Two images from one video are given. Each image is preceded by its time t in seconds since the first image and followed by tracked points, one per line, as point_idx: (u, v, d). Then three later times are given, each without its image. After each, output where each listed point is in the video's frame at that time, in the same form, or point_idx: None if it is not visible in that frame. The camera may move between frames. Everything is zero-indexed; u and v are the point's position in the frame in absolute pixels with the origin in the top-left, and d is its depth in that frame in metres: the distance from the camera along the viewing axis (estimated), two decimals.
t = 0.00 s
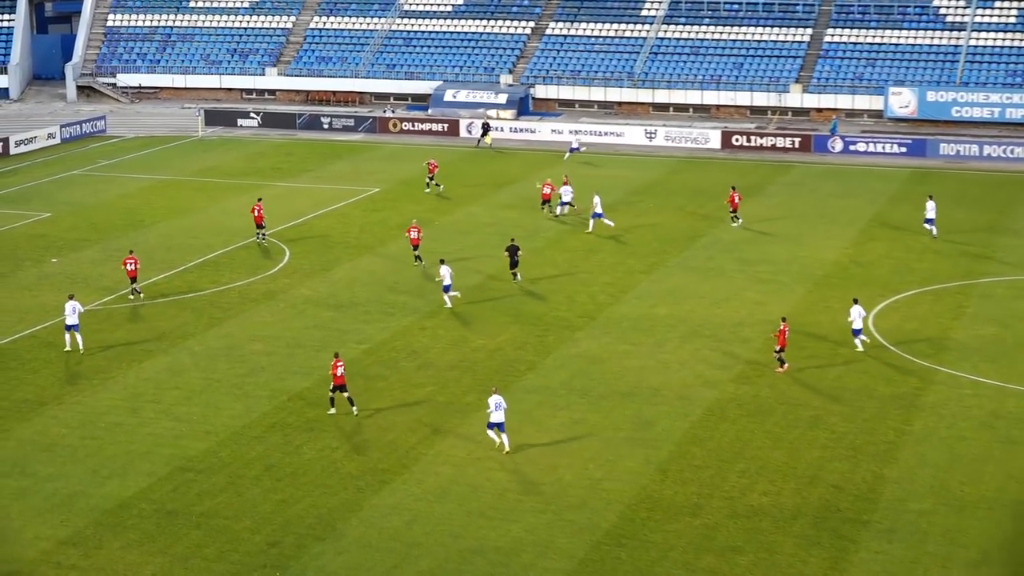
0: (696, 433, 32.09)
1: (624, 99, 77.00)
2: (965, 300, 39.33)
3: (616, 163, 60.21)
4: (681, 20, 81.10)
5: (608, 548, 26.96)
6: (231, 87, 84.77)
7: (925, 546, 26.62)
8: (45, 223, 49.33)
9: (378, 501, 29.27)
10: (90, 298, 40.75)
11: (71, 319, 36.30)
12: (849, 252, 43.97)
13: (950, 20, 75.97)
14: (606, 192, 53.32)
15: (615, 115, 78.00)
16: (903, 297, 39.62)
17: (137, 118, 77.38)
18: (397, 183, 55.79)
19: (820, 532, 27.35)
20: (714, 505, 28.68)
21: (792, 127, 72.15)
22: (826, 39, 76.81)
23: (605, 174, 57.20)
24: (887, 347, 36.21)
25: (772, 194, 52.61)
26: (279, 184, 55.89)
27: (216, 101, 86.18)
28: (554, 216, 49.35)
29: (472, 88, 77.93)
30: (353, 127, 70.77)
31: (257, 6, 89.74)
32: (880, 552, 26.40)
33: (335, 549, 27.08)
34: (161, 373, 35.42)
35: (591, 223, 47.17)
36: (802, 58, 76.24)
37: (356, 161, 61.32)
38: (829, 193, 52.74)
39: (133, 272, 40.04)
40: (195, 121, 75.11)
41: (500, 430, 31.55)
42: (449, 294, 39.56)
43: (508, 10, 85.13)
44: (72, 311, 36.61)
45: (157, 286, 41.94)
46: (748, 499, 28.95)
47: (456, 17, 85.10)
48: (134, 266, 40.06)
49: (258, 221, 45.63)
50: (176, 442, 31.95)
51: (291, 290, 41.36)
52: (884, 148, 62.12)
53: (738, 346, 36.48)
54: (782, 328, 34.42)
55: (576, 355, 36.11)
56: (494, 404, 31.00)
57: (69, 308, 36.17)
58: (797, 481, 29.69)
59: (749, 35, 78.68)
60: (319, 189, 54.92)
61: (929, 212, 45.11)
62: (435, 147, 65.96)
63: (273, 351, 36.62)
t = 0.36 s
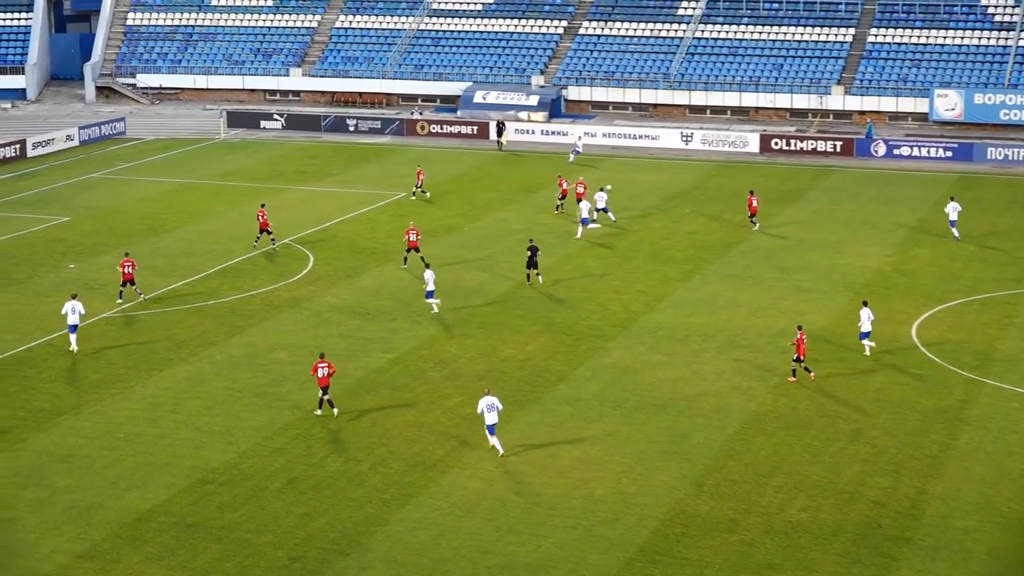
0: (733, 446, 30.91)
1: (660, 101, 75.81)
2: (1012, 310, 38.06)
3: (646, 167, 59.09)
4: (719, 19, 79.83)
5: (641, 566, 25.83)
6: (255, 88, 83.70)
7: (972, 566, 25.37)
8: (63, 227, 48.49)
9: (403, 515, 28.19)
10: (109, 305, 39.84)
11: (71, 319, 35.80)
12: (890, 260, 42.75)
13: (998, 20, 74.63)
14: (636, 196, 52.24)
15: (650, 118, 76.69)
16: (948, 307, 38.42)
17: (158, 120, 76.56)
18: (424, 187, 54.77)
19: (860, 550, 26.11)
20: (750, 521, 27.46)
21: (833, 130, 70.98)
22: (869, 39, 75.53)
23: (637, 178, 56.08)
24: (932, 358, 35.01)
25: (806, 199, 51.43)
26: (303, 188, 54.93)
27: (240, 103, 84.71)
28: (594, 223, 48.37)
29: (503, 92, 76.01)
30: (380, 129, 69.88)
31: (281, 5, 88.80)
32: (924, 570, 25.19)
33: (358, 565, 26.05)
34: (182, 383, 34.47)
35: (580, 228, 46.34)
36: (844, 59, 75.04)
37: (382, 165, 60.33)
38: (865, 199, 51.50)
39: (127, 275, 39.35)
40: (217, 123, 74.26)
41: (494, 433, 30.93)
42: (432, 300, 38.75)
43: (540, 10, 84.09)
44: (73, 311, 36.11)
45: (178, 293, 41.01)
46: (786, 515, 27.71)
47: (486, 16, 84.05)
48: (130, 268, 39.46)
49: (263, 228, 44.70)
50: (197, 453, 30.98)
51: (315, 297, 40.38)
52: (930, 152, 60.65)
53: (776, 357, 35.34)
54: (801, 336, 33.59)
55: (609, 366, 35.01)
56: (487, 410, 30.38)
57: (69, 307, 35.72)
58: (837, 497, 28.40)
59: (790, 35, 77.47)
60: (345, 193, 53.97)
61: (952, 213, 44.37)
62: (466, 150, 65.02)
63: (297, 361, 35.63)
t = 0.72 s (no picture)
0: (753, 452, 30.84)
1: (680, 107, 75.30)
2: None
3: (665, 173, 59.03)
4: (740, 25, 79.86)
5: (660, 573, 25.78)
6: (276, 93, 83.65)
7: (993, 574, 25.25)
8: (82, 233, 48.59)
9: (423, 521, 28.18)
10: (130, 310, 39.92)
11: (81, 320, 36.29)
12: (910, 267, 42.63)
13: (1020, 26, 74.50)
14: (655, 203, 52.20)
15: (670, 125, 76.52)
16: (970, 314, 38.33)
17: (178, 125, 76.63)
18: (445, 193, 54.79)
19: (881, 557, 26.03)
20: (770, 528, 27.40)
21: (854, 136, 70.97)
22: (891, 46, 75.48)
23: (656, 185, 56.05)
24: (953, 365, 34.92)
25: (826, 205, 51.32)
26: (323, 195, 54.93)
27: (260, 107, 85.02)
28: (608, 226, 48.31)
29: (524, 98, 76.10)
30: (401, 135, 70.18)
31: (303, 10, 89.02)
32: None
33: (378, 570, 26.05)
34: (203, 388, 34.52)
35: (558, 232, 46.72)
36: (866, 65, 74.93)
37: (403, 171, 60.37)
38: (884, 205, 51.38)
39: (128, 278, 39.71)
40: (237, 129, 74.36)
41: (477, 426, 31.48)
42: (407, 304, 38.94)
43: (562, 15, 84.22)
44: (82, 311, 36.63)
45: (198, 298, 41.06)
46: (806, 522, 27.64)
47: (508, 22, 84.22)
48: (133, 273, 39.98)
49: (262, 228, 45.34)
50: (217, 458, 31.01)
51: (335, 302, 40.41)
52: (951, 159, 60.71)
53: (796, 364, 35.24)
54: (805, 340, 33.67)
55: (629, 372, 34.97)
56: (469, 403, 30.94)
57: (79, 307, 36.25)
58: (858, 504, 28.32)
59: (811, 41, 77.48)
60: (364, 199, 54.00)
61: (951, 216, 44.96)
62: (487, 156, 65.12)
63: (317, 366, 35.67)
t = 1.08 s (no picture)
0: (763, 457, 30.82)
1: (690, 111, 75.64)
2: None
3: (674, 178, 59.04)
4: (750, 30, 79.85)
5: None
6: (286, 98, 83.90)
7: None
8: (92, 236, 48.67)
9: (432, 525, 28.18)
10: (140, 314, 39.98)
11: (84, 319, 36.45)
12: (921, 272, 42.59)
13: None
14: (664, 207, 52.17)
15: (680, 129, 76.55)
16: (980, 318, 38.29)
17: (188, 130, 76.70)
18: (455, 197, 54.82)
19: (891, 563, 26.00)
20: (780, 533, 27.37)
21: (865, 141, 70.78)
22: (901, 50, 75.39)
23: (666, 189, 56.04)
24: (962, 370, 34.90)
25: (834, 209, 51.27)
26: (332, 199, 54.96)
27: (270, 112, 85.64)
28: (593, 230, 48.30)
29: (533, 100, 76.76)
30: (410, 140, 69.99)
31: (313, 14, 89.06)
32: None
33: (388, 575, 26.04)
34: (212, 392, 34.55)
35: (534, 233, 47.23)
36: (876, 69, 74.87)
37: (413, 175, 60.39)
38: (893, 210, 51.35)
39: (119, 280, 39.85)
40: (247, 133, 74.46)
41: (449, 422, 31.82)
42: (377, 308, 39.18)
43: (572, 20, 84.22)
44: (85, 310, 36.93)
45: (208, 302, 41.10)
46: (816, 526, 27.62)
47: (518, 26, 84.21)
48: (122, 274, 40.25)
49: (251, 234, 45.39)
50: (227, 462, 31.03)
51: (345, 307, 40.44)
52: (961, 163, 60.66)
53: (806, 370, 35.22)
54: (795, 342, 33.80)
55: (639, 377, 34.97)
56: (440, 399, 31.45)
57: (81, 308, 36.42)
58: (867, 509, 28.29)
59: (821, 46, 77.48)
60: (374, 204, 54.03)
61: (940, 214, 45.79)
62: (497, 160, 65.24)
63: (327, 370, 35.70)
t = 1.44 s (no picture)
0: (766, 462, 30.81)
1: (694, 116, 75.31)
2: None
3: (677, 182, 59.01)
4: (754, 34, 79.88)
5: None
6: (290, 102, 83.69)
7: None
8: (96, 241, 48.68)
9: (436, 530, 28.17)
10: (143, 318, 39.97)
11: (84, 319, 36.59)
12: (925, 277, 42.58)
13: None
14: (667, 211, 52.15)
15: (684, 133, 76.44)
16: (983, 323, 38.28)
17: (192, 134, 76.68)
18: (459, 201, 54.85)
19: (895, 567, 25.98)
20: (784, 538, 27.36)
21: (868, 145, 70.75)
22: (905, 55, 75.38)
23: (669, 194, 56.04)
24: (966, 374, 34.88)
25: (837, 214, 51.25)
26: (336, 203, 54.97)
27: (274, 117, 84.70)
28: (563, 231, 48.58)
29: (537, 105, 76.49)
30: (414, 144, 70.34)
31: (317, 19, 89.12)
32: None
33: None
34: (216, 396, 34.57)
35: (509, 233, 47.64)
36: (880, 74, 74.89)
37: (417, 179, 60.41)
38: (896, 214, 51.35)
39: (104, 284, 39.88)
40: (250, 138, 74.47)
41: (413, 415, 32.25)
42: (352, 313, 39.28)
43: (575, 25, 84.25)
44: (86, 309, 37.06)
45: (212, 307, 41.09)
46: (820, 531, 27.60)
47: (522, 31, 84.25)
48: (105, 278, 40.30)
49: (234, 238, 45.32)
50: (230, 467, 31.03)
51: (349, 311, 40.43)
52: (964, 168, 60.68)
53: (810, 374, 35.19)
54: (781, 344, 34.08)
55: (642, 381, 34.95)
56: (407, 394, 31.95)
57: (81, 307, 36.59)
58: (871, 513, 28.28)
59: (825, 50, 77.48)
60: (378, 208, 54.03)
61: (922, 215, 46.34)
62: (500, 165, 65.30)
63: (330, 374, 35.70)
